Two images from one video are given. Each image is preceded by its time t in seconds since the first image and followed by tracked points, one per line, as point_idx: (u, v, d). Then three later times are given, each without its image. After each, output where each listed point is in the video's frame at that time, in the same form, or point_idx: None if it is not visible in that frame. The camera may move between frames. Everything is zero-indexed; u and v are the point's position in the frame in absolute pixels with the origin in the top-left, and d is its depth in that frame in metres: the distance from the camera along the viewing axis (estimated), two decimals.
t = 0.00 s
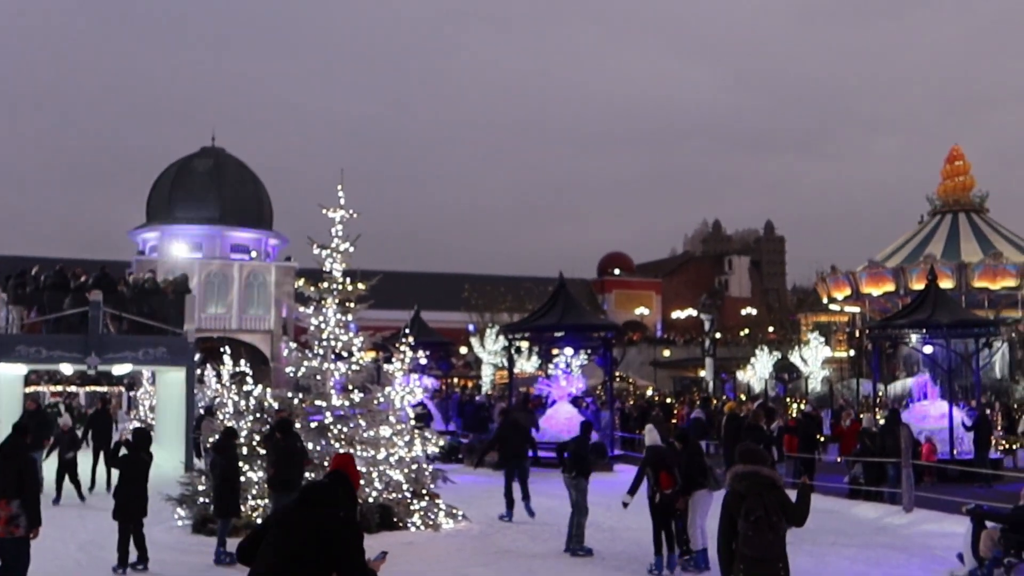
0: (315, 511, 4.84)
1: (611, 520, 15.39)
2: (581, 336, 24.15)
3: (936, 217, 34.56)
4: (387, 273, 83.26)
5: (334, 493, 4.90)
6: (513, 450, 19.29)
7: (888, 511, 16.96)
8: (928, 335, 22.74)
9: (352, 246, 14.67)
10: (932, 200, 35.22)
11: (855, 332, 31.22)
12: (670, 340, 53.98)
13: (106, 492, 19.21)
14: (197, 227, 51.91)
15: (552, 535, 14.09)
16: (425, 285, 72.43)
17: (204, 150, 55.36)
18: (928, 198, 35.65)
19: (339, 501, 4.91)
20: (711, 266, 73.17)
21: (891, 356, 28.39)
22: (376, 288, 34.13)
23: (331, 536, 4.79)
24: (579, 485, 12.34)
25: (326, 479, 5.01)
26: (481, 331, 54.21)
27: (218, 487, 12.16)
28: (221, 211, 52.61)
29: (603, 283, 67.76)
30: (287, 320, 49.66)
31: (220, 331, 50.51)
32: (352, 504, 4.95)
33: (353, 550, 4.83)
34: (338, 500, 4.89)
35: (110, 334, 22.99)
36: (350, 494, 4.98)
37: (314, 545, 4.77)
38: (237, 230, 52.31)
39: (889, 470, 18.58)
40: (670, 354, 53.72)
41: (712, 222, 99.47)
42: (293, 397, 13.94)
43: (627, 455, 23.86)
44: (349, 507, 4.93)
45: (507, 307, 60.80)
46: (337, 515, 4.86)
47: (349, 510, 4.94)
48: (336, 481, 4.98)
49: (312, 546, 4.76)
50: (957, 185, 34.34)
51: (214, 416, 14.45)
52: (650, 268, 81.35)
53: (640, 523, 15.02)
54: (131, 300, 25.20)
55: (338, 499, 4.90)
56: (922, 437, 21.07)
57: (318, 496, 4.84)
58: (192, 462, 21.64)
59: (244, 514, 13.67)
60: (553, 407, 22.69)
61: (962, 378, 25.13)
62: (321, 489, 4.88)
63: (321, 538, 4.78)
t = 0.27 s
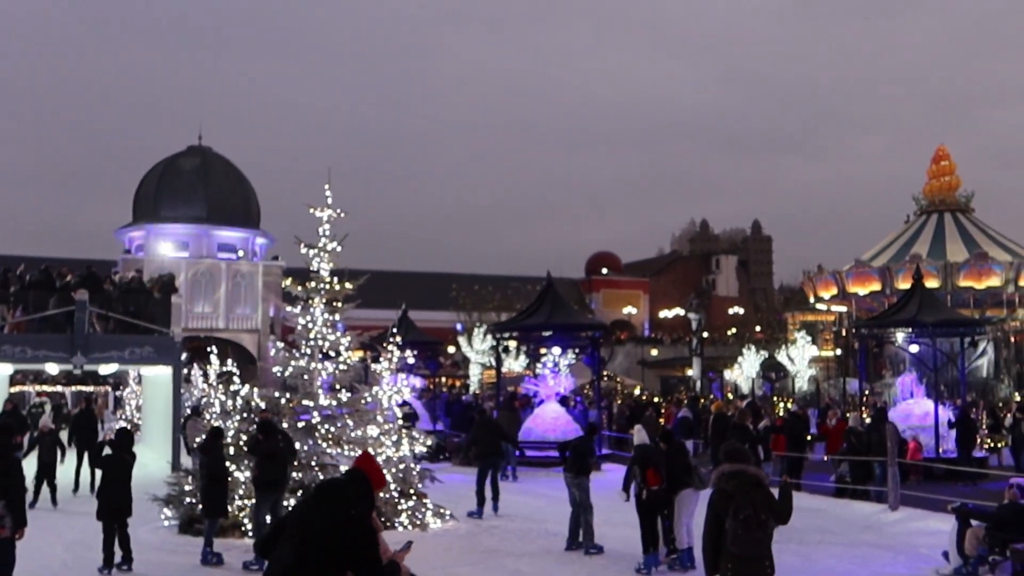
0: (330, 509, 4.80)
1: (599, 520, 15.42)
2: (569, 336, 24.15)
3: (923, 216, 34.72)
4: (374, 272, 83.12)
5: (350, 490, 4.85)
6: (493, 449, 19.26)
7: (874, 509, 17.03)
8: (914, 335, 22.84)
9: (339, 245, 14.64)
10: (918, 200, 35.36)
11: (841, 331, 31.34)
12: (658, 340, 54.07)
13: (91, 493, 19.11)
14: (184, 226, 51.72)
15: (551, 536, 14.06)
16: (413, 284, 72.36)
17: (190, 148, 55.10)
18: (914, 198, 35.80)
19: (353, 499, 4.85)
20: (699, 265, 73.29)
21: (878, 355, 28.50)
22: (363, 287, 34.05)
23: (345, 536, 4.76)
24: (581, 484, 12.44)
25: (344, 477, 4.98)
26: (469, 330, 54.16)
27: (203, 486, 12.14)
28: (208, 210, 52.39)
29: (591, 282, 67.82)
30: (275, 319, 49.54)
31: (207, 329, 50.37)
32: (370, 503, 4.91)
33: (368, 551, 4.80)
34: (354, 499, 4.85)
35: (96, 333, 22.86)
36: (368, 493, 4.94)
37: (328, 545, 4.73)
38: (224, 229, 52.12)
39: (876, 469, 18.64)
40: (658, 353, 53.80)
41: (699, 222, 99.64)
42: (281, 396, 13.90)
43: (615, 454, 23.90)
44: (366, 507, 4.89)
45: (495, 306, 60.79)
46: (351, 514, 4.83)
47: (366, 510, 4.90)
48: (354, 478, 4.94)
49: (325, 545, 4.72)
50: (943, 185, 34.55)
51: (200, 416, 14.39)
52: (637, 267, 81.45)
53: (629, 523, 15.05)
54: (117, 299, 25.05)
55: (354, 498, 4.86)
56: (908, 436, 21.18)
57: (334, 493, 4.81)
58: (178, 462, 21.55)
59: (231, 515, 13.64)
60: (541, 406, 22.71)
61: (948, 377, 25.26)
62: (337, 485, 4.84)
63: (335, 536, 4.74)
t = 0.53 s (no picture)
0: (339, 508, 4.74)
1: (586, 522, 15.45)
2: (557, 338, 24.16)
3: (909, 219, 34.87)
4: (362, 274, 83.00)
5: (357, 482, 4.76)
6: (472, 450, 19.19)
7: (861, 511, 17.09)
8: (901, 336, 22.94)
9: (326, 247, 14.62)
10: (904, 203, 35.44)
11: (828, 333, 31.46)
12: (646, 342, 54.14)
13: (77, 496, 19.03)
14: (170, 228, 51.54)
15: (539, 538, 14.11)
16: (401, 286, 72.29)
17: (177, 150, 54.91)
18: (900, 200, 35.96)
19: (361, 492, 4.76)
20: (687, 267, 73.42)
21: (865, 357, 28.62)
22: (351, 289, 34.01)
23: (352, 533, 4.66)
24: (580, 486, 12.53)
25: (355, 471, 4.89)
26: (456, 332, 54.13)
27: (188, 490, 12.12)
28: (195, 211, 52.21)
29: (579, 284, 67.87)
30: (262, 321, 49.43)
31: (194, 331, 50.25)
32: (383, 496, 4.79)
33: (385, 546, 4.67)
34: (360, 491, 4.74)
35: (82, 336, 22.75)
36: (381, 486, 4.82)
37: (337, 543, 4.63)
38: (211, 230, 51.95)
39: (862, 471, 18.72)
40: (646, 355, 53.88)
41: (687, 224, 99.81)
42: (268, 399, 13.86)
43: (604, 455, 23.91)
44: (379, 501, 4.77)
45: (483, 308, 60.78)
46: (359, 510, 4.71)
47: (379, 504, 4.78)
48: (364, 471, 4.84)
49: (336, 543, 4.64)
50: (929, 188, 34.58)
51: (187, 419, 14.34)
52: (625, 269, 81.55)
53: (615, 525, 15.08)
54: (104, 301, 24.94)
55: (362, 491, 4.75)
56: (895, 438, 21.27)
57: (339, 487, 4.75)
58: (165, 465, 21.48)
59: (218, 517, 13.61)
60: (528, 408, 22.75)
61: (934, 379, 25.38)
62: (343, 480, 4.78)
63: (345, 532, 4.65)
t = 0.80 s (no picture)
0: (359, 513, 4.95)
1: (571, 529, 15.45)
2: (541, 344, 24.17)
3: (891, 226, 35.09)
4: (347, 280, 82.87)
5: (374, 487, 4.97)
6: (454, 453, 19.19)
7: (844, 516, 17.16)
8: (883, 342, 23.07)
9: (310, 253, 14.58)
10: (886, 209, 35.65)
11: (811, 339, 31.60)
12: (630, 348, 54.24)
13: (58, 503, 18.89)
14: (154, 234, 51.31)
15: (521, 545, 14.08)
16: (386, 292, 72.19)
17: (161, 155, 54.68)
18: (882, 207, 36.18)
19: (379, 494, 4.96)
20: (671, 273, 73.60)
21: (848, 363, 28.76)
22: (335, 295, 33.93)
23: (372, 537, 4.88)
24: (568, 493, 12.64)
25: (372, 472, 5.08)
26: (441, 338, 54.10)
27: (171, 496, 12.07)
28: (178, 217, 52.01)
29: (563, 290, 67.93)
30: (246, 327, 49.25)
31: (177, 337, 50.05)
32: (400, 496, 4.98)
33: (406, 545, 4.90)
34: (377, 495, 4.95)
35: (64, 342, 22.61)
36: (399, 486, 5.02)
37: (360, 548, 4.87)
38: (194, 236, 51.76)
39: (845, 476, 18.79)
40: (630, 361, 53.98)
41: (671, 231, 100.09)
42: (251, 405, 13.81)
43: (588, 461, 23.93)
44: (395, 503, 4.96)
45: (468, 314, 60.75)
46: (376, 514, 4.92)
47: (397, 505, 4.98)
48: (380, 473, 5.03)
49: (358, 548, 4.88)
50: (911, 194, 34.81)
51: (170, 425, 14.25)
52: (610, 275, 81.68)
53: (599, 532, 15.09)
54: (86, 307, 24.79)
55: (379, 494, 4.95)
56: (878, 444, 21.38)
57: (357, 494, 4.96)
58: (147, 472, 21.36)
59: (200, 525, 13.55)
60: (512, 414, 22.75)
61: (917, 385, 25.54)
62: (361, 486, 4.99)
63: (366, 538, 4.88)
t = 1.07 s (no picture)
0: (383, 514, 5.11)
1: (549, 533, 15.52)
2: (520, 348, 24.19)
3: (867, 231, 35.36)
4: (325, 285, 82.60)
5: (398, 487, 5.13)
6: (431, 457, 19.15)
7: (820, 520, 17.25)
8: (859, 347, 23.24)
9: (288, 257, 14.54)
10: (862, 215, 35.94)
11: (789, 344, 31.78)
12: (609, 352, 54.38)
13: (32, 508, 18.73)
14: (131, 237, 51.00)
15: (499, 552, 14.03)
16: (364, 296, 72.05)
17: (138, 158, 54.32)
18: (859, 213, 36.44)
19: (401, 496, 5.12)
20: (650, 278, 73.86)
21: (825, 368, 28.94)
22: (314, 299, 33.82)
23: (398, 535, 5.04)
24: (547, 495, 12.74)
25: (394, 472, 5.25)
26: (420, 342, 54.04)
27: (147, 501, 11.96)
28: (155, 220, 51.67)
29: (542, 295, 68.02)
30: (223, 331, 48.99)
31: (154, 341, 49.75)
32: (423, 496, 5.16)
33: (432, 546, 5.06)
34: (404, 494, 5.10)
35: (38, 345, 22.41)
36: (423, 485, 5.20)
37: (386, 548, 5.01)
38: (172, 239, 51.46)
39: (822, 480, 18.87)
40: (608, 365, 54.12)
41: (650, 235, 100.47)
42: (229, 410, 13.75)
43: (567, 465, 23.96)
44: (419, 503, 5.13)
45: (447, 318, 60.71)
46: (401, 515, 5.09)
47: (420, 506, 5.15)
48: (403, 473, 5.21)
49: (381, 548, 5.02)
50: (887, 201, 35.10)
51: (146, 430, 14.15)
52: (589, 280, 81.89)
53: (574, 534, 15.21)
54: (61, 311, 24.59)
55: (402, 495, 5.11)
56: (854, 448, 21.53)
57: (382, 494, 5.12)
58: (123, 477, 21.19)
59: (177, 530, 13.44)
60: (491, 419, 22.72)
61: (892, 390, 25.75)
62: (386, 485, 5.15)
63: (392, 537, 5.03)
